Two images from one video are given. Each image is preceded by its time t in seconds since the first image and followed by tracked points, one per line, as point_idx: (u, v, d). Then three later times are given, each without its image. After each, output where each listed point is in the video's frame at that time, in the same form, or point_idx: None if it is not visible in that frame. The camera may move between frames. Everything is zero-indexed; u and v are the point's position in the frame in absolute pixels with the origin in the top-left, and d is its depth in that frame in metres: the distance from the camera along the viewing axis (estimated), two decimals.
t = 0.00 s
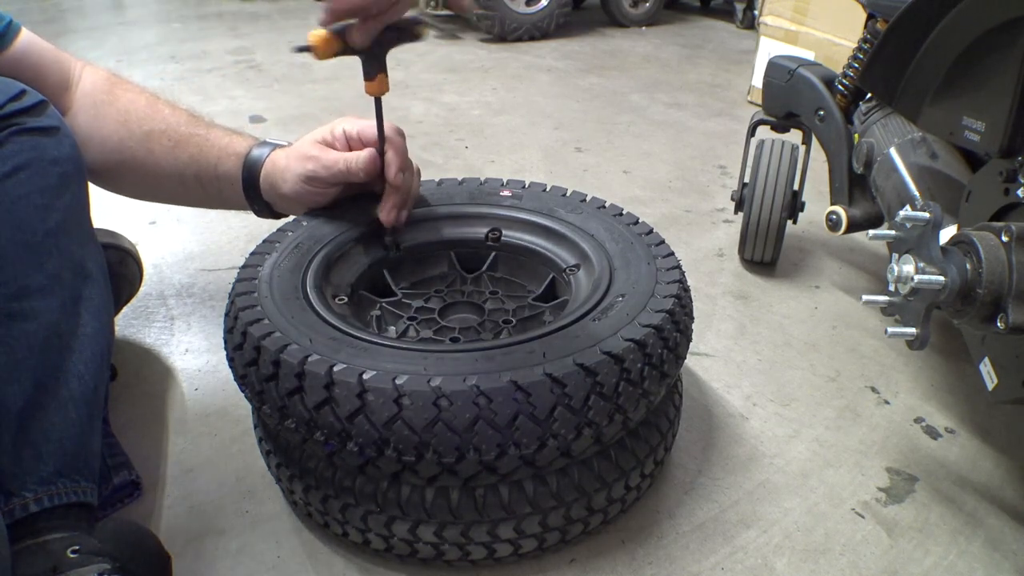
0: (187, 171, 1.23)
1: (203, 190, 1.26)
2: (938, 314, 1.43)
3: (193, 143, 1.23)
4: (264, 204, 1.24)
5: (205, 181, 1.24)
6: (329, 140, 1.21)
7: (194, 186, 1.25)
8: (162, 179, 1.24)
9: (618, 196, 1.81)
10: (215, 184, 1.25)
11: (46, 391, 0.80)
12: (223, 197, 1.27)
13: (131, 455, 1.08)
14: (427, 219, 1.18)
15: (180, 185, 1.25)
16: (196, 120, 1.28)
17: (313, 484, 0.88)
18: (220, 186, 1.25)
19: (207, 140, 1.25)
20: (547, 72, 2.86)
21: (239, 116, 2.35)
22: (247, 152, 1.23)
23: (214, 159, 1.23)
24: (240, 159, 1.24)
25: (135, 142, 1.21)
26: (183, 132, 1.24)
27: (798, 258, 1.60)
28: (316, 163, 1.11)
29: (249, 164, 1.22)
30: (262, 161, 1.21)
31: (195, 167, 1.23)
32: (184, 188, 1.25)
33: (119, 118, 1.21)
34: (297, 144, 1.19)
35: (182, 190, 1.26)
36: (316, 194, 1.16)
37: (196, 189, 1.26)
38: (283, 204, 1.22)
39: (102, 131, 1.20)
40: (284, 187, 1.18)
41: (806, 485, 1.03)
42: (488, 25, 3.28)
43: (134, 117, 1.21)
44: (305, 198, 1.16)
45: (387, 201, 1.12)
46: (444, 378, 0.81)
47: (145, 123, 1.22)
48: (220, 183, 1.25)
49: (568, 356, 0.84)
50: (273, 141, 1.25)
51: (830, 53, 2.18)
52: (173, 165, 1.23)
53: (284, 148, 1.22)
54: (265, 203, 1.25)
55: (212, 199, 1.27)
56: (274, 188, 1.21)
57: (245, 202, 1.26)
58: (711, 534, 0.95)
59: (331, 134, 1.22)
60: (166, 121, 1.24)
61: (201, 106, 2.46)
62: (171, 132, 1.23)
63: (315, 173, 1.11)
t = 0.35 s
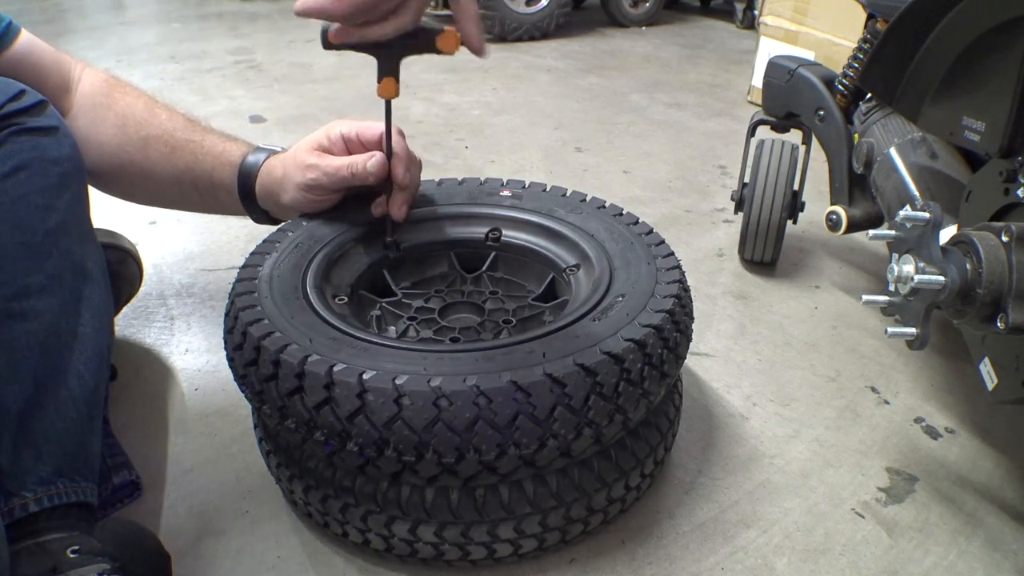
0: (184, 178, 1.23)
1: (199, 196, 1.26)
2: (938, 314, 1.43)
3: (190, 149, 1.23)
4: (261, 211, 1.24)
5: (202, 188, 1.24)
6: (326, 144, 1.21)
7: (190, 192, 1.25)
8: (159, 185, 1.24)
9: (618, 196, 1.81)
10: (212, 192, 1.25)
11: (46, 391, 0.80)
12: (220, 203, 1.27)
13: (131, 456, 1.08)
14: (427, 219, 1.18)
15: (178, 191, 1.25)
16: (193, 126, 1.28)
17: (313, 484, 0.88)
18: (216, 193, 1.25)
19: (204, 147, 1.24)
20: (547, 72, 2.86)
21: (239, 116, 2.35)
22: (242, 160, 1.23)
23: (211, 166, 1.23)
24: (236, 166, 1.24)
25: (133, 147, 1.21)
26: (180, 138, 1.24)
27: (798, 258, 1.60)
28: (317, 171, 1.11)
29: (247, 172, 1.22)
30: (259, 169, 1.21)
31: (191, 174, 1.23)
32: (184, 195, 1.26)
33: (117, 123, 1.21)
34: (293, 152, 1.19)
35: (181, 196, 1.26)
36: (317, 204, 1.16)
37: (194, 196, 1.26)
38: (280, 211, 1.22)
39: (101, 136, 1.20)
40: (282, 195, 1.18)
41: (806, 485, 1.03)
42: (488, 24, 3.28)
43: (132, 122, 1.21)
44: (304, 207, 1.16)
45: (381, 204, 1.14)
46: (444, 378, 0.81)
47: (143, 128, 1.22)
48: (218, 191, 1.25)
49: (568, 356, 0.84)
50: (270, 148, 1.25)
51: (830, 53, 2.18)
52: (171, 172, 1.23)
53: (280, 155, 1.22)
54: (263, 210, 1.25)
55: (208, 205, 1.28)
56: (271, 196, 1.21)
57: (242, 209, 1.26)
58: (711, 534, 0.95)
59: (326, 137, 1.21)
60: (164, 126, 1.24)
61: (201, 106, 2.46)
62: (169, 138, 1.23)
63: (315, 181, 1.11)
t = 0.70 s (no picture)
0: (184, 179, 1.24)
1: (197, 197, 1.26)
2: (939, 315, 1.43)
3: (188, 152, 1.23)
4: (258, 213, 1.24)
5: (201, 190, 1.24)
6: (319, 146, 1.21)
7: (188, 193, 1.25)
8: (158, 186, 1.24)
9: (618, 196, 1.81)
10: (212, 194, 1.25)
11: (46, 390, 0.80)
12: (218, 205, 1.27)
13: (131, 456, 1.08)
14: (427, 219, 1.18)
15: (177, 193, 1.25)
16: (193, 127, 1.28)
17: (313, 484, 0.88)
18: (214, 195, 1.25)
19: (203, 149, 1.24)
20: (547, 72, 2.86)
21: (239, 117, 2.35)
22: (240, 163, 1.23)
23: (210, 168, 1.23)
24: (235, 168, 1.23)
25: (131, 149, 1.21)
26: (179, 140, 1.24)
27: (798, 258, 1.60)
28: (310, 173, 1.11)
29: (243, 175, 1.21)
30: (256, 171, 1.21)
31: (190, 176, 1.23)
32: (183, 195, 1.26)
33: (116, 125, 1.21)
34: (286, 155, 1.19)
35: (180, 197, 1.26)
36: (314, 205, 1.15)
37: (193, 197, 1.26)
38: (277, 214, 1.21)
39: (100, 137, 1.20)
40: (278, 198, 1.17)
41: (806, 485, 1.03)
42: (488, 24, 3.28)
43: (130, 124, 1.21)
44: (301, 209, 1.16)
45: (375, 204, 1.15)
46: (444, 378, 0.81)
47: (143, 130, 1.22)
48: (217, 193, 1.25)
49: (568, 356, 0.84)
50: (268, 150, 1.24)
51: (830, 53, 2.18)
52: (170, 173, 1.23)
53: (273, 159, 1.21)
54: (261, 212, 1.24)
55: (206, 207, 1.28)
56: (267, 200, 1.20)
57: (240, 211, 1.26)
58: (711, 534, 0.95)
59: (318, 138, 1.21)
60: (162, 128, 1.24)
61: (201, 106, 2.46)
62: (167, 140, 1.23)
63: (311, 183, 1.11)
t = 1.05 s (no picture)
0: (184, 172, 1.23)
1: (198, 190, 1.25)
2: (939, 315, 1.43)
3: (188, 144, 1.23)
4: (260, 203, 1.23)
5: (202, 182, 1.23)
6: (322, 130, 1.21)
7: (189, 185, 1.24)
8: (160, 180, 1.24)
9: (618, 196, 1.81)
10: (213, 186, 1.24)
11: (47, 391, 0.80)
12: (220, 197, 1.26)
13: (131, 456, 1.08)
14: (427, 218, 1.18)
15: (178, 186, 1.24)
16: (194, 121, 1.28)
17: (313, 484, 0.88)
18: (215, 186, 1.24)
19: (203, 141, 1.24)
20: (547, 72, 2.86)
21: (239, 116, 2.35)
22: (241, 152, 1.22)
23: (210, 158, 1.23)
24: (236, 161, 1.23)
25: (132, 144, 1.21)
26: (179, 132, 1.23)
27: (798, 258, 1.60)
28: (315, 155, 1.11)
29: (244, 163, 1.21)
30: (256, 160, 1.20)
31: (190, 168, 1.22)
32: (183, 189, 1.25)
33: (117, 121, 1.21)
34: (290, 139, 1.19)
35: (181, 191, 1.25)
36: (315, 188, 1.15)
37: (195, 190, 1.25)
38: (277, 201, 1.21)
39: (101, 134, 1.20)
40: (279, 181, 1.17)
41: (806, 485, 1.03)
42: (488, 24, 3.28)
43: (131, 120, 1.21)
44: (302, 191, 1.16)
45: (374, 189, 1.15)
46: (444, 378, 0.81)
47: (143, 125, 1.22)
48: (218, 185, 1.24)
49: (568, 357, 0.84)
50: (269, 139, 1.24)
51: (830, 53, 2.18)
52: (171, 166, 1.22)
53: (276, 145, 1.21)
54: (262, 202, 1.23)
55: (208, 199, 1.27)
56: (267, 185, 1.20)
57: (241, 202, 1.25)
58: (711, 533, 0.95)
59: (322, 123, 1.21)
60: (163, 122, 1.24)
61: (201, 106, 2.46)
62: (168, 132, 1.23)
63: (314, 164, 1.11)
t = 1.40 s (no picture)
0: (184, 169, 1.23)
1: (198, 187, 1.25)
2: (939, 315, 1.43)
3: (189, 141, 1.23)
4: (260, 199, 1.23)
5: (202, 178, 1.23)
6: (328, 127, 1.20)
7: (189, 182, 1.24)
8: (160, 178, 1.23)
9: (618, 196, 1.81)
10: (213, 182, 1.24)
11: (46, 390, 0.80)
12: (219, 194, 1.26)
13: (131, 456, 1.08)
14: (427, 218, 1.18)
15: (178, 184, 1.24)
16: (194, 118, 1.28)
17: (313, 484, 0.88)
18: (215, 182, 1.24)
19: (204, 138, 1.24)
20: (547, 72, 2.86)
21: (239, 116, 2.35)
22: (243, 148, 1.22)
23: (210, 155, 1.23)
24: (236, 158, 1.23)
25: (132, 140, 1.21)
26: (180, 130, 1.24)
27: (798, 258, 1.60)
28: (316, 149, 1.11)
29: (246, 160, 1.21)
30: (257, 157, 1.20)
31: (191, 165, 1.22)
32: (183, 185, 1.24)
33: (118, 120, 1.21)
34: (295, 134, 1.19)
35: (181, 187, 1.25)
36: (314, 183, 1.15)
37: (195, 187, 1.25)
38: (277, 196, 1.21)
39: (101, 132, 1.20)
40: (279, 176, 1.18)
41: (806, 485, 1.03)
42: (488, 24, 3.28)
43: (132, 119, 1.22)
44: (301, 186, 1.16)
45: (372, 188, 1.14)
46: (444, 378, 0.81)
47: (144, 123, 1.22)
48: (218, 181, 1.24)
49: (568, 357, 0.84)
50: (270, 136, 1.24)
51: (830, 53, 2.18)
52: (171, 163, 1.22)
53: (280, 140, 1.22)
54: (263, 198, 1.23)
55: (208, 197, 1.26)
56: (268, 181, 1.20)
57: (241, 199, 1.25)
58: (711, 533, 0.95)
59: (328, 120, 1.20)
60: (164, 119, 1.24)
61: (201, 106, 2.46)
62: (169, 130, 1.23)
63: (313, 159, 1.11)
